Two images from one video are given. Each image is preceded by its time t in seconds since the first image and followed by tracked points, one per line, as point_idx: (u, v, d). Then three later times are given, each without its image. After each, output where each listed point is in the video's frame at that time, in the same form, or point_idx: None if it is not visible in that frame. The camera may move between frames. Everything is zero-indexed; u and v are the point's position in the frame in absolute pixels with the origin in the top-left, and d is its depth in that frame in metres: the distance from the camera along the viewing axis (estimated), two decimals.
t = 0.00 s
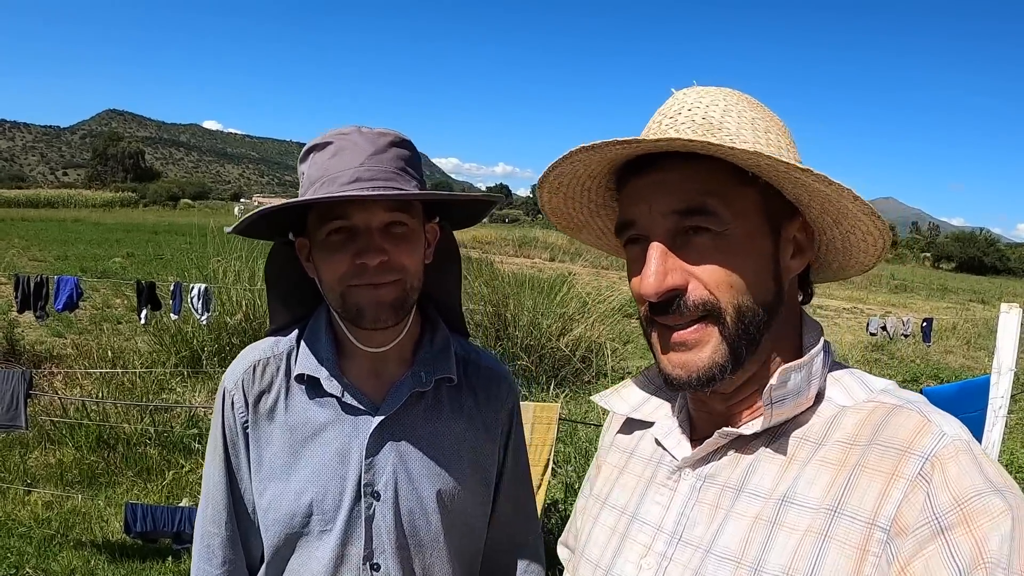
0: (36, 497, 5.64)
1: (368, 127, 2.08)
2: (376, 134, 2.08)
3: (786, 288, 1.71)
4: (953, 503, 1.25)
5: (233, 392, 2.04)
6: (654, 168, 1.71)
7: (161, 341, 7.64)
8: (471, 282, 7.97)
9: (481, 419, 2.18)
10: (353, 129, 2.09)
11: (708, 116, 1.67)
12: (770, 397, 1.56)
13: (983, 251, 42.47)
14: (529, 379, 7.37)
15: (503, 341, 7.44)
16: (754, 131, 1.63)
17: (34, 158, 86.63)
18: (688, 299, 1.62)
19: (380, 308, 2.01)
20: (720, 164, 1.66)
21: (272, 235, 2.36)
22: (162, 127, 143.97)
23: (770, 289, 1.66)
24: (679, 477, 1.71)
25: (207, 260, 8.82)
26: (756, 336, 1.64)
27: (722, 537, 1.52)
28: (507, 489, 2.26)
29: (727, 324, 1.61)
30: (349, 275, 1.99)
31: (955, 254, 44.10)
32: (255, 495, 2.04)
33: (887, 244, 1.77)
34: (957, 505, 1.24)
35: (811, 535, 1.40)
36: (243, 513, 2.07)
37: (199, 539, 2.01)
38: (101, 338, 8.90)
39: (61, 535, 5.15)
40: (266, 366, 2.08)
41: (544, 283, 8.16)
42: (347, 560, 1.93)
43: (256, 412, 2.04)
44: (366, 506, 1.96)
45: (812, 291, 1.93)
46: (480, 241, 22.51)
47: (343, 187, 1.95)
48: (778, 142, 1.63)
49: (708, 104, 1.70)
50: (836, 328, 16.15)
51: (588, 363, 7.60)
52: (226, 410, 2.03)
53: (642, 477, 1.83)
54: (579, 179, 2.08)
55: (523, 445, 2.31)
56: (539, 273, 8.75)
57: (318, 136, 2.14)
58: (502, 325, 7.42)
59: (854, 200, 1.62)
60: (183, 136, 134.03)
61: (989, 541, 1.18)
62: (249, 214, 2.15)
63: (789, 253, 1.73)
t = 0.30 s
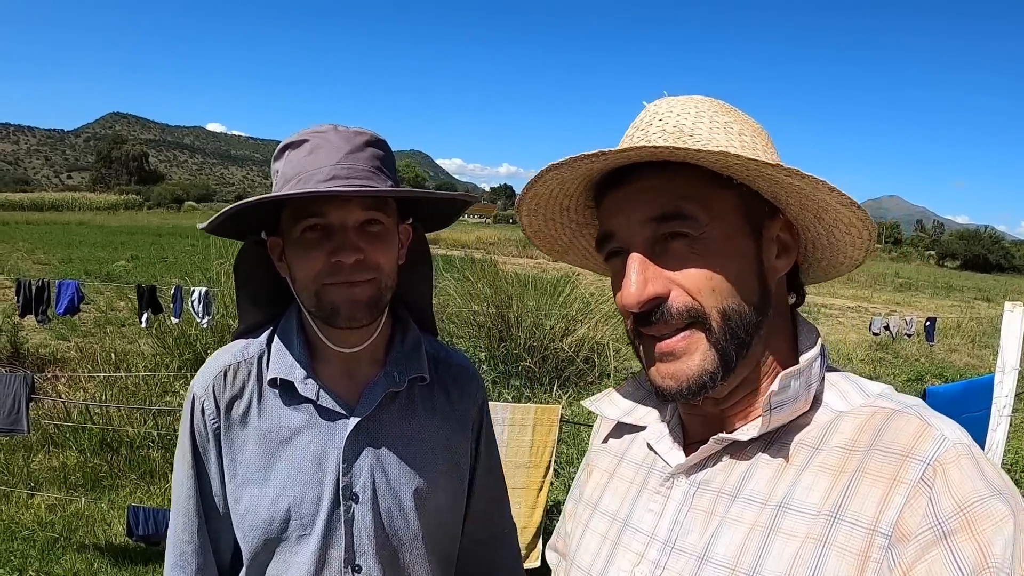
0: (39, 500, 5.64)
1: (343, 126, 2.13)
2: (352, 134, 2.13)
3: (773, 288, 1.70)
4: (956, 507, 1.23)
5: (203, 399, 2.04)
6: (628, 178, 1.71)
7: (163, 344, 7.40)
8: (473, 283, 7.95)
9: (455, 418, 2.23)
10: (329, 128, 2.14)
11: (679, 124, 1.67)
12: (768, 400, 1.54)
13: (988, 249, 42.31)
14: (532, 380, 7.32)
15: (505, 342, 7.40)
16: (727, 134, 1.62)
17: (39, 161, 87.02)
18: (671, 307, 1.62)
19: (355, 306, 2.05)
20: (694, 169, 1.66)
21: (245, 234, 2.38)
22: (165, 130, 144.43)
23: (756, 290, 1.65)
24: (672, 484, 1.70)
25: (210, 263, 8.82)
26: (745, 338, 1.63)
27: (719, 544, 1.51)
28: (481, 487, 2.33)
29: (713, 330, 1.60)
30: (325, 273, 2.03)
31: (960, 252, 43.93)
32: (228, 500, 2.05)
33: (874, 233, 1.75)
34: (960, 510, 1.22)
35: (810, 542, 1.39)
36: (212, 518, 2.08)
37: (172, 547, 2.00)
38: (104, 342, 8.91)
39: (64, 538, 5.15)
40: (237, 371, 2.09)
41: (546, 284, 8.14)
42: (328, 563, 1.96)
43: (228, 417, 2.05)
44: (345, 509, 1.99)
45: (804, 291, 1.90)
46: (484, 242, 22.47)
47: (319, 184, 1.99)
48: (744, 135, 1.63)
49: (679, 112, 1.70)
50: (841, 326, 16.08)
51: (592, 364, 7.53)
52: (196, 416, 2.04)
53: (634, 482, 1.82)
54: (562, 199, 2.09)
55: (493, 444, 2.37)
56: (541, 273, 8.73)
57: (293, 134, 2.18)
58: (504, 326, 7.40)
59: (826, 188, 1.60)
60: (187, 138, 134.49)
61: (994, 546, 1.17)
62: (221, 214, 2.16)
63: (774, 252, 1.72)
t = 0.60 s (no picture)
0: (47, 500, 5.68)
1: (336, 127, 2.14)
2: (344, 134, 2.14)
3: (780, 285, 1.72)
4: (952, 508, 1.23)
5: (189, 399, 2.02)
6: (646, 166, 1.70)
7: (170, 344, 7.26)
8: (479, 283, 7.95)
9: (440, 414, 2.26)
10: (322, 128, 2.14)
11: (694, 113, 1.66)
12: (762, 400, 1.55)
13: (995, 246, 42.11)
14: (537, 379, 7.30)
15: (511, 341, 7.38)
16: (743, 128, 1.64)
17: (46, 163, 87.47)
18: (687, 302, 1.61)
19: (345, 306, 2.07)
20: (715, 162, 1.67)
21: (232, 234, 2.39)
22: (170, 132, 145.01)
23: (765, 288, 1.67)
24: (667, 481, 1.71)
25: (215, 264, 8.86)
26: (755, 336, 1.64)
27: (712, 542, 1.51)
28: (467, 478, 2.39)
29: (727, 326, 1.60)
30: (315, 272, 2.04)
31: (967, 249, 43.74)
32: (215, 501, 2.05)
33: (876, 237, 1.81)
34: (956, 510, 1.22)
35: (806, 541, 1.39)
36: (190, 516, 2.08)
37: (145, 540, 2.01)
38: (111, 343, 8.96)
39: (72, 537, 5.18)
40: (223, 372, 2.08)
41: (552, 283, 8.13)
42: (321, 559, 1.99)
43: (215, 419, 2.04)
44: (337, 507, 2.01)
45: (800, 292, 1.92)
46: (489, 241, 22.46)
47: (313, 184, 2.00)
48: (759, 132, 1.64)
49: (692, 104, 1.70)
50: (846, 325, 16.02)
51: (597, 364, 7.40)
52: (180, 418, 2.02)
53: (629, 479, 1.83)
54: (562, 186, 2.09)
55: (476, 439, 2.43)
56: (547, 273, 8.71)
57: (286, 133, 2.19)
58: (509, 325, 7.39)
59: (849, 188, 1.64)
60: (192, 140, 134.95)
61: (989, 546, 1.17)
62: (216, 211, 2.15)
63: (782, 251, 1.75)
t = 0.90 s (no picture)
0: (54, 499, 5.73)
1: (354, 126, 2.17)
2: (361, 134, 2.17)
3: (777, 274, 1.77)
4: (941, 498, 1.24)
5: (213, 396, 2.07)
6: (650, 159, 1.71)
7: (177, 345, 7.26)
8: (484, 282, 7.95)
9: (456, 404, 2.29)
10: (340, 127, 2.18)
11: (688, 106, 1.68)
12: (753, 394, 1.57)
13: (1002, 244, 41.88)
14: (543, 378, 7.29)
15: (517, 340, 7.37)
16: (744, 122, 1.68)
17: (53, 166, 87.98)
18: (697, 293, 1.62)
19: (357, 299, 2.10)
20: (717, 153, 1.71)
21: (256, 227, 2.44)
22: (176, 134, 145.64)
23: (766, 279, 1.70)
24: (660, 471, 1.73)
25: (221, 264, 8.91)
26: (759, 325, 1.66)
27: (705, 533, 1.53)
28: (482, 465, 2.42)
29: (735, 317, 1.62)
30: (328, 267, 2.07)
31: (974, 248, 43.50)
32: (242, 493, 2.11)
33: (862, 227, 1.91)
34: (946, 500, 1.24)
35: (796, 531, 1.40)
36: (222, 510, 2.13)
37: (180, 534, 2.07)
38: (118, 343, 9.03)
39: (79, 536, 5.22)
40: (245, 369, 2.12)
41: (557, 283, 8.10)
42: (338, 547, 2.02)
43: (238, 414, 2.09)
44: (355, 496, 2.04)
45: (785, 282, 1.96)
46: (495, 242, 22.44)
47: (329, 181, 2.03)
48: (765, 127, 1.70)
49: (682, 97, 1.73)
50: (854, 324, 15.94)
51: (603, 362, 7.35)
52: (205, 414, 2.07)
53: (623, 470, 1.85)
54: (554, 179, 2.10)
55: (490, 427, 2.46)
56: (552, 272, 8.71)
57: (305, 130, 2.22)
58: (515, 326, 7.38)
59: (848, 180, 1.72)
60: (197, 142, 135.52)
61: (979, 535, 1.17)
62: (232, 207, 2.20)
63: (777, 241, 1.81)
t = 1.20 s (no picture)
0: (63, 497, 5.78)
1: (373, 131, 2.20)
2: (380, 139, 2.20)
3: (763, 270, 1.80)
4: (935, 480, 1.29)
5: (237, 392, 2.13)
6: (637, 157, 1.75)
7: (186, 345, 7.40)
8: (493, 283, 7.94)
9: (471, 405, 2.29)
10: (360, 132, 2.21)
11: (669, 105, 1.72)
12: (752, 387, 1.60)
13: (1012, 246, 41.59)
14: (551, 380, 7.30)
15: (525, 341, 7.37)
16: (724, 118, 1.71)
17: (63, 168, 88.65)
18: (687, 289, 1.64)
19: (368, 302, 2.12)
20: (700, 150, 1.76)
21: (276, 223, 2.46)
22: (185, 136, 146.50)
23: (753, 274, 1.73)
24: (660, 466, 1.75)
25: (230, 264, 8.96)
26: (748, 319, 1.68)
27: (707, 526, 1.55)
28: (499, 463, 2.43)
29: (724, 312, 1.64)
30: (341, 268, 2.10)
31: (984, 249, 43.20)
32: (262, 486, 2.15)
33: (843, 221, 1.95)
34: (940, 482, 1.28)
35: (796, 519, 1.43)
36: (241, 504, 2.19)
37: (200, 525, 2.15)
38: (128, 344, 9.10)
39: (88, 534, 5.27)
40: (265, 366, 2.17)
41: (567, 284, 8.01)
42: (347, 541, 2.04)
43: (258, 409, 2.14)
44: (363, 490, 2.06)
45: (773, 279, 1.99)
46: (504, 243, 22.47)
47: (346, 185, 2.06)
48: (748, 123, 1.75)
49: (662, 97, 1.77)
50: (863, 326, 15.85)
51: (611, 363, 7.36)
52: (228, 409, 2.13)
53: (623, 468, 1.86)
54: (541, 180, 2.12)
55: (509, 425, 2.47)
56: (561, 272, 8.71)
57: (326, 134, 2.25)
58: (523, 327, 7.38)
59: (829, 171, 1.76)
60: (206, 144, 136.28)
61: (973, 514, 1.22)
62: (251, 206, 2.26)
63: (763, 236, 1.84)
